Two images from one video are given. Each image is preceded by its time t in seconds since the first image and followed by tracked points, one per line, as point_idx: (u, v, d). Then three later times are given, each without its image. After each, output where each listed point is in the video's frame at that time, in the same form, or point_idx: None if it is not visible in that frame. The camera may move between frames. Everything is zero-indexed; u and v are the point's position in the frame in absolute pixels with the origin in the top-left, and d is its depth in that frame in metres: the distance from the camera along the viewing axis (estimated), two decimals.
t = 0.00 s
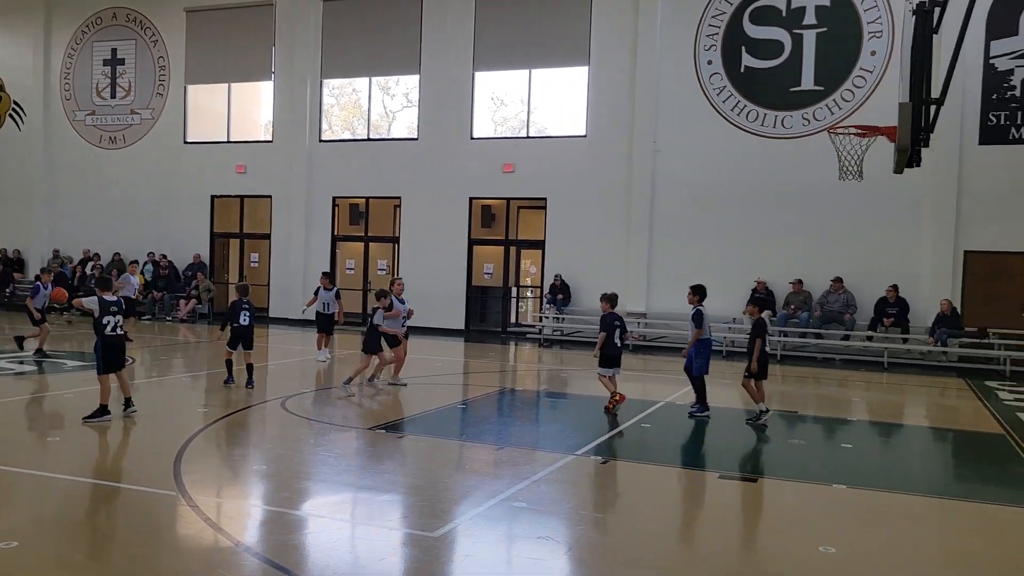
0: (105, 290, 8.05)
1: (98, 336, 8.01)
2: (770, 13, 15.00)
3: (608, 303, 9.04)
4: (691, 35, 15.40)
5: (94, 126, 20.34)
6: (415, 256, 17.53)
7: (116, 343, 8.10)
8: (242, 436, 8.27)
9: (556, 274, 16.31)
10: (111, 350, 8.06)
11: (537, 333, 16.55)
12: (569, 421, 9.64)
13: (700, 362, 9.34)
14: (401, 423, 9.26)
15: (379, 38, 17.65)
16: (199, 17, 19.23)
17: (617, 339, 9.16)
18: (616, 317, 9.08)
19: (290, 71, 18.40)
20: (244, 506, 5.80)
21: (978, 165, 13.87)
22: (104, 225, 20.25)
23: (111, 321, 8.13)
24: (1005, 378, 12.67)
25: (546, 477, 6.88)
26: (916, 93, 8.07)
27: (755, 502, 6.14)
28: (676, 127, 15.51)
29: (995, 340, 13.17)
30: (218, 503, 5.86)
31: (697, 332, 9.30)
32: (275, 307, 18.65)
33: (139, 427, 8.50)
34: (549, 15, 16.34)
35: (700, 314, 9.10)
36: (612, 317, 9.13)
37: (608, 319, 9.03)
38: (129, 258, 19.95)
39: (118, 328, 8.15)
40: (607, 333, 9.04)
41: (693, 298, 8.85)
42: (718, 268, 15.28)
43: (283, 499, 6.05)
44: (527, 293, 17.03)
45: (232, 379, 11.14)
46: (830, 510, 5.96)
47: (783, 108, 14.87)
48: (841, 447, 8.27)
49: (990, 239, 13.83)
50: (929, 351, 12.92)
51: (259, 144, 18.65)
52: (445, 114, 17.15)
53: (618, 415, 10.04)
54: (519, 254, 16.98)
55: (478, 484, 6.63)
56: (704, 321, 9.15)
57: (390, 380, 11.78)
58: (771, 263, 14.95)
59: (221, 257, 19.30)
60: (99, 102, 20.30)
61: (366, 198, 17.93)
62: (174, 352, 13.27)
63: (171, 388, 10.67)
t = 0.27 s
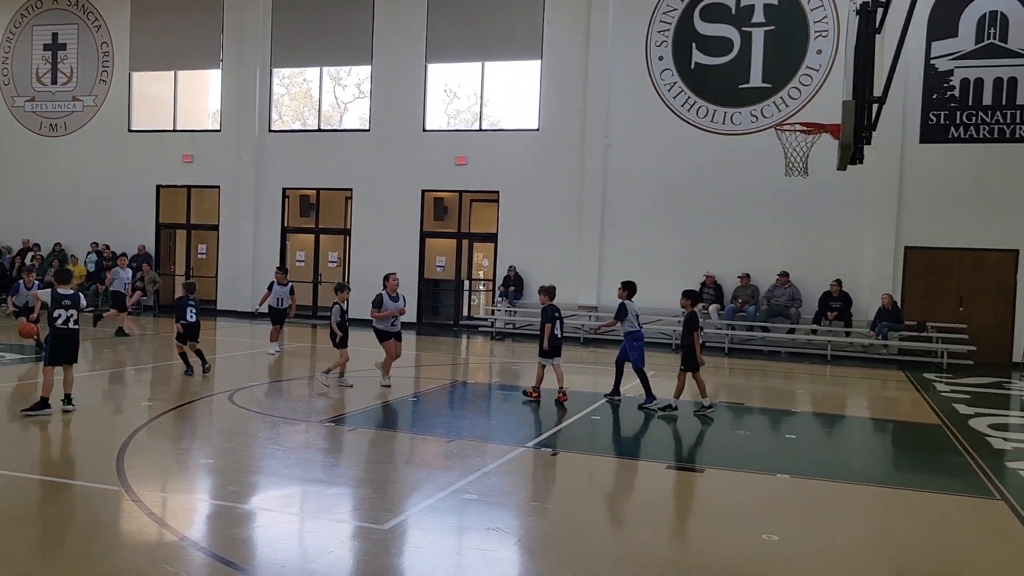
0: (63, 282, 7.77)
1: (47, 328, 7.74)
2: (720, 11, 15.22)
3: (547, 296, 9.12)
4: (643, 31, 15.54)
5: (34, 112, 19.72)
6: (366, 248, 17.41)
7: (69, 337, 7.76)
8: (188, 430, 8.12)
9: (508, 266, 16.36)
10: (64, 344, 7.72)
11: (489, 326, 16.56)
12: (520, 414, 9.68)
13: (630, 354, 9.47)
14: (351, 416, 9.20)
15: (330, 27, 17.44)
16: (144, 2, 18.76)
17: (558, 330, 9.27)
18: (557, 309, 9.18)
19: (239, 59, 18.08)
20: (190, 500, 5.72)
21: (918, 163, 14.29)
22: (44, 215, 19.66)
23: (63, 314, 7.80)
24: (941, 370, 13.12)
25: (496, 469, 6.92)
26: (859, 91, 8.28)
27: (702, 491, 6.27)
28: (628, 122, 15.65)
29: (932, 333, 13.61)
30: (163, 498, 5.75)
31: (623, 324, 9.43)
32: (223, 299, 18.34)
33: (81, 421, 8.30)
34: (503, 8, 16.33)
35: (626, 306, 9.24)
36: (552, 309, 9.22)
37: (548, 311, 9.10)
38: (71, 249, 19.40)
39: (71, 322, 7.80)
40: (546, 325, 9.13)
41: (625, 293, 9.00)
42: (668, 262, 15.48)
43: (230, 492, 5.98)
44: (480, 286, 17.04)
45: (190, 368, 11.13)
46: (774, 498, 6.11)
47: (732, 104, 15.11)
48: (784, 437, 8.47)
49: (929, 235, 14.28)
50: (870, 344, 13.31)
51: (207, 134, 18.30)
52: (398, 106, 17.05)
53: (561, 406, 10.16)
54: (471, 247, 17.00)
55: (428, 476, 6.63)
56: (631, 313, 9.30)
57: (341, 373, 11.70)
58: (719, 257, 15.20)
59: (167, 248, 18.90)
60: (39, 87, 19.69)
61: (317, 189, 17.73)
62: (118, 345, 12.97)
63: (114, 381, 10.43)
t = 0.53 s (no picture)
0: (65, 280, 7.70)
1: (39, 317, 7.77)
2: (708, 11, 15.26)
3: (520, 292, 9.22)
4: (632, 30, 15.57)
5: (20, 110, 19.59)
6: (355, 247, 17.38)
7: (63, 334, 7.70)
8: (176, 429, 8.10)
9: (497, 265, 16.36)
10: (58, 341, 7.68)
11: (478, 326, 16.56)
12: (507, 413, 9.68)
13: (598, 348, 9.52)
14: (339, 416, 9.19)
15: (319, 26, 17.38)
16: None
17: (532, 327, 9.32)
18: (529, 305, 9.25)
19: (227, 57, 18.01)
20: (177, 501, 5.71)
21: (904, 164, 14.38)
22: (30, 213, 19.53)
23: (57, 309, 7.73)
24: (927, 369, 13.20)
25: (483, 468, 6.93)
26: (845, 93, 8.33)
27: (688, 491, 6.30)
28: (616, 122, 15.68)
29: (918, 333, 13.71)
30: (149, 499, 5.74)
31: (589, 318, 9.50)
32: (212, 298, 18.29)
33: (69, 420, 8.26)
34: (492, 8, 16.33)
35: (591, 300, 9.31)
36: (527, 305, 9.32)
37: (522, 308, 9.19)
38: (57, 247, 19.28)
39: (59, 320, 7.66)
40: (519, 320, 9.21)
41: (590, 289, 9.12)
42: (657, 262, 15.53)
43: (216, 492, 5.97)
44: (469, 285, 17.01)
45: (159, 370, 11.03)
46: (760, 497, 6.15)
47: (720, 105, 15.16)
48: (771, 437, 8.51)
49: (915, 236, 14.38)
50: (857, 344, 13.39)
51: (194, 132, 18.23)
52: (387, 105, 17.02)
53: (536, 403, 10.26)
54: (460, 246, 16.96)
55: (415, 476, 6.64)
56: (596, 307, 9.37)
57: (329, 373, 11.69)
58: (707, 257, 15.26)
59: (154, 246, 18.80)
60: (25, 85, 19.56)
61: (305, 188, 17.68)
62: (105, 344, 12.91)
63: (101, 380, 10.37)
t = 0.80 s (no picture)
0: (71, 281, 7.78)
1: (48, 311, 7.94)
2: (706, 11, 15.27)
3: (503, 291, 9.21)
4: (629, 30, 15.58)
5: (16, 108, 19.57)
6: (353, 246, 17.38)
7: (70, 334, 7.81)
8: (172, 429, 8.09)
9: (495, 264, 16.36)
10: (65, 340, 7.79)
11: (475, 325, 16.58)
12: (504, 412, 9.68)
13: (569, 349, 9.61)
14: (336, 415, 9.19)
15: (317, 25, 17.38)
16: None
17: (516, 326, 9.38)
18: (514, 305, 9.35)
19: (224, 56, 18.00)
20: (174, 500, 5.71)
21: (901, 164, 14.40)
22: (27, 211, 19.51)
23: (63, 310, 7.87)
24: (923, 369, 13.23)
25: (480, 468, 6.94)
26: (842, 93, 8.34)
27: (685, 490, 6.30)
28: (614, 121, 15.68)
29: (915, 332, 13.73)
30: (146, 498, 5.74)
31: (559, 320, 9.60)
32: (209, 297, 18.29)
33: (65, 419, 8.25)
34: (490, 7, 16.33)
35: (562, 301, 9.42)
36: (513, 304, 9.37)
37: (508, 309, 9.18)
38: (54, 245, 19.26)
39: (64, 319, 7.78)
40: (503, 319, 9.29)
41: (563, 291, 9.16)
42: (654, 261, 15.54)
43: (213, 491, 5.97)
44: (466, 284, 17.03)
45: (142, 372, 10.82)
46: (757, 497, 6.16)
47: (717, 104, 15.17)
48: (767, 437, 8.52)
49: (912, 236, 14.40)
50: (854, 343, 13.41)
51: (191, 131, 18.22)
52: (384, 104, 17.02)
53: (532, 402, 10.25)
54: (457, 245, 16.98)
55: (412, 475, 6.64)
56: (566, 310, 9.44)
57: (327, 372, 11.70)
58: (704, 257, 15.28)
59: (151, 245, 18.80)
60: (21, 83, 19.53)
61: (303, 186, 17.67)
62: (102, 343, 12.91)
63: (98, 379, 10.36)
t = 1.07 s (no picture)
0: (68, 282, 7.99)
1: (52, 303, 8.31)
2: (693, 11, 15.32)
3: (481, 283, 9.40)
4: (617, 29, 15.61)
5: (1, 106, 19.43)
6: (340, 245, 17.34)
7: (68, 331, 8.19)
8: (157, 428, 8.05)
9: (483, 263, 16.36)
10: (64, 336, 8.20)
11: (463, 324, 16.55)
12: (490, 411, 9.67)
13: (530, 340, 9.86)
14: (322, 415, 9.16)
15: (305, 23, 17.33)
16: None
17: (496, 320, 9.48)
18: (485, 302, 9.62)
19: (211, 53, 17.91)
20: (158, 500, 5.68)
21: (887, 164, 14.49)
22: (11, 209, 19.37)
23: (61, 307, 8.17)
24: (909, 368, 13.31)
25: (465, 467, 6.94)
26: (827, 93, 8.38)
27: (671, 489, 6.32)
28: (602, 121, 15.71)
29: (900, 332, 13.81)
30: (131, 497, 5.71)
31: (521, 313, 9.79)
32: (196, 295, 18.21)
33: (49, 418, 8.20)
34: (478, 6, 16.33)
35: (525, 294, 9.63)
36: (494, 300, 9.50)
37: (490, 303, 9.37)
38: (39, 243, 19.13)
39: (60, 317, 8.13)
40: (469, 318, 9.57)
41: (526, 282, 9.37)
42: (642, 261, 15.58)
43: (197, 491, 5.94)
44: (455, 283, 17.03)
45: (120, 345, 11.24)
46: (742, 496, 6.19)
47: (705, 104, 15.22)
48: (752, 436, 8.56)
49: (898, 235, 14.49)
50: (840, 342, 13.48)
51: (178, 129, 18.13)
52: (373, 102, 16.99)
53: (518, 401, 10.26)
54: (445, 244, 16.98)
55: (397, 475, 6.63)
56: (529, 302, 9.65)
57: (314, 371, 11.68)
58: (691, 256, 15.32)
59: (137, 243, 18.70)
60: (6, 80, 19.40)
61: (290, 185, 17.62)
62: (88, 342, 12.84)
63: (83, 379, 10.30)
